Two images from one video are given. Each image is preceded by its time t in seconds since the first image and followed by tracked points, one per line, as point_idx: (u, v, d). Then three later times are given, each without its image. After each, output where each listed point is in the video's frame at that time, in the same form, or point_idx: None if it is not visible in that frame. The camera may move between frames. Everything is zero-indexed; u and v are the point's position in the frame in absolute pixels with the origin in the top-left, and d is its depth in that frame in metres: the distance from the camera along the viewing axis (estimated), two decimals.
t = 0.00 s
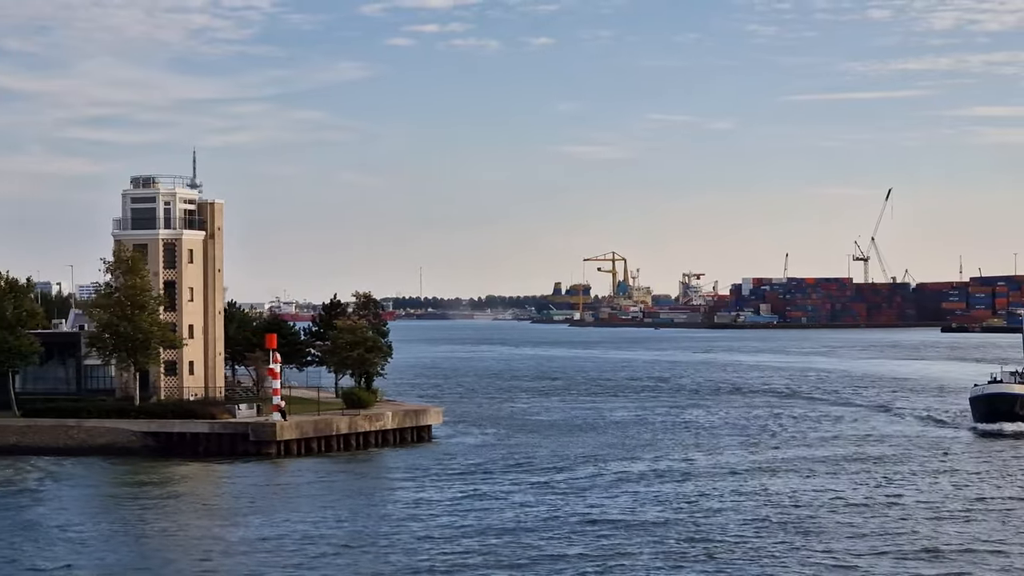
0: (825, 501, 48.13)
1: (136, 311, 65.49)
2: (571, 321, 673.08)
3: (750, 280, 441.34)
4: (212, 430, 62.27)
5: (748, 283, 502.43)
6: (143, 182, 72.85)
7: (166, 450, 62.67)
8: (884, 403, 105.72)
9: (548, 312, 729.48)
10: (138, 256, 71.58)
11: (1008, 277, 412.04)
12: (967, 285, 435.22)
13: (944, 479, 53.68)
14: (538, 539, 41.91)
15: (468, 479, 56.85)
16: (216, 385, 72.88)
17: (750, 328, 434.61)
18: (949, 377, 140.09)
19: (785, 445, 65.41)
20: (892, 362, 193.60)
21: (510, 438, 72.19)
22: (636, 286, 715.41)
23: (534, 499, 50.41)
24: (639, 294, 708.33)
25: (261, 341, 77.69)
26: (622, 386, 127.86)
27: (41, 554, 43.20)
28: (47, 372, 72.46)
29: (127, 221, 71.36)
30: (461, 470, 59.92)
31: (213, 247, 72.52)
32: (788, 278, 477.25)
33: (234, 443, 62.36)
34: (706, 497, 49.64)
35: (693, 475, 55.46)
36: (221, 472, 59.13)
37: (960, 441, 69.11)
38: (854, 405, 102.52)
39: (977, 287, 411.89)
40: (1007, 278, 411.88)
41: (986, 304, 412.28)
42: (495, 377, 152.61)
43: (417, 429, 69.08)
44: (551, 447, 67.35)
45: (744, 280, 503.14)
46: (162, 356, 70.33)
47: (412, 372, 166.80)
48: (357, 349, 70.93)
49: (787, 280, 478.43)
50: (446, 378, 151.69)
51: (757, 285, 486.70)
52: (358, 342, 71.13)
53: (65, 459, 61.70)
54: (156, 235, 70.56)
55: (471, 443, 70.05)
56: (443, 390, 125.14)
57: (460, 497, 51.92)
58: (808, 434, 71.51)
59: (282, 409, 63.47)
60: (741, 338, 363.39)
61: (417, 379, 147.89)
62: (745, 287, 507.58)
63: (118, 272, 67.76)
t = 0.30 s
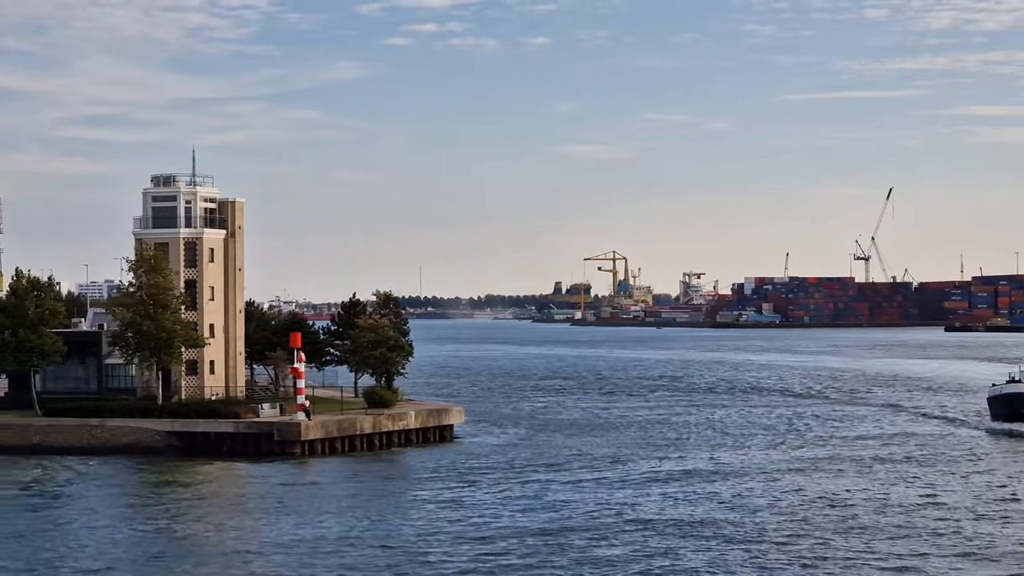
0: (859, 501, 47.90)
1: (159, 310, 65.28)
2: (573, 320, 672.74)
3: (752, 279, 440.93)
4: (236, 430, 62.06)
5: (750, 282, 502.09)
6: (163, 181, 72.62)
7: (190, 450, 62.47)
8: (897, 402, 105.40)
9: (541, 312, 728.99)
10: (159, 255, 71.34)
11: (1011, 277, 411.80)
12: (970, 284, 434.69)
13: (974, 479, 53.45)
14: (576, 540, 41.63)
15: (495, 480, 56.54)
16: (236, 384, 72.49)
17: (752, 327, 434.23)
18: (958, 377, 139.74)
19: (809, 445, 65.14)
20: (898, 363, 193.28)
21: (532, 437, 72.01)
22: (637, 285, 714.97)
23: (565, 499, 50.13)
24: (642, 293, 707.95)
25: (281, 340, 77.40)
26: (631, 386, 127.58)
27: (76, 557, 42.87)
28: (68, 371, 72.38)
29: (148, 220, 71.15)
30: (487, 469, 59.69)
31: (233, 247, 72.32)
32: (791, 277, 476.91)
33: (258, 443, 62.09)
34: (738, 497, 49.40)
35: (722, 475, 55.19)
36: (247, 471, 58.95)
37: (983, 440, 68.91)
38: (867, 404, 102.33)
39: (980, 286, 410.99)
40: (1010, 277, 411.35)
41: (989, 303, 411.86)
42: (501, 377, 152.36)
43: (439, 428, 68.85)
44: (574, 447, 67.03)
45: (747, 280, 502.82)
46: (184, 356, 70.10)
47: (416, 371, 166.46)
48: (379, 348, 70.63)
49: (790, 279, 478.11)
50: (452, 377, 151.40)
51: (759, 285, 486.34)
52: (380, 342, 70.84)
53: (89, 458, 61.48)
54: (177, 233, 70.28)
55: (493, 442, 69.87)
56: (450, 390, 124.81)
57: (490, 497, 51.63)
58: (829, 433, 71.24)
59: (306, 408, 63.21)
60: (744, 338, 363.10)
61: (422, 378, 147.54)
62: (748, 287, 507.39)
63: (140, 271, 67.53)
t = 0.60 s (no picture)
0: (895, 500, 47.54)
1: (182, 307, 64.97)
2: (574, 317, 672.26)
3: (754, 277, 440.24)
4: (260, 428, 61.77)
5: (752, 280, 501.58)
6: (184, 177, 72.30)
7: (213, 448, 62.21)
8: (908, 399, 105.24)
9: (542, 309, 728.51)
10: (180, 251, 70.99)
11: (1014, 274, 411.35)
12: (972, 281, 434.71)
13: (1005, 477, 53.12)
14: (616, 538, 41.19)
15: (522, 477, 56.19)
16: (258, 382, 72.05)
17: (755, 325, 433.63)
18: (964, 374, 139.75)
19: (832, 443, 64.96)
20: (898, 360, 193.26)
21: (553, 435, 71.70)
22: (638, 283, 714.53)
23: (596, 496, 49.74)
24: (643, 291, 707.59)
25: (301, 337, 76.97)
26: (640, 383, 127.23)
27: (110, 556, 42.46)
28: (88, 370, 72.10)
29: (169, 216, 70.84)
30: (514, 467, 59.35)
31: (254, 243, 72.03)
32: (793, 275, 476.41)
33: (283, 441, 61.72)
34: (771, 496, 49.02)
35: (751, 473, 54.84)
36: (273, 469, 58.62)
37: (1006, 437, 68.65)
38: (880, 401, 102.08)
39: (981, 283, 411.10)
40: (1011, 274, 410.66)
41: (991, 301, 411.81)
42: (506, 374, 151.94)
43: (462, 426, 68.61)
44: (596, 444, 66.77)
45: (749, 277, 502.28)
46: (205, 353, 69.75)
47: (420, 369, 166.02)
48: (401, 346, 70.35)
49: (792, 277, 477.62)
50: (457, 374, 150.93)
51: (762, 282, 485.88)
52: (403, 339, 70.52)
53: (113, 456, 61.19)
54: (198, 230, 69.90)
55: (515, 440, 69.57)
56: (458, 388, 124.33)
57: (520, 495, 51.17)
58: (850, 431, 71.09)
59: (330, 406, 62.83)
60: (746, 336, 362.71)
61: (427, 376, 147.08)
62: (749, 284, 506.92)
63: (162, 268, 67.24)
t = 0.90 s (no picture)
0: (931, 498, 47.32)
1: (206, 306, 64.69)
2: (576, 315, 671.98)
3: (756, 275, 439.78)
4: (286, 426, 61.46)
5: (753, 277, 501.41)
6: (205, 174, 71.84)
7: (238, 446, 61.92)
8: (919, 396, 105.27)
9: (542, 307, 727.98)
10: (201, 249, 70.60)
11: (1016, 272, 411.45)
12: (974, 278, 434.91)
13: None
14: (658, 537, 40.92)
15: (551, 475, 55.96)
16: (279, 380, 71.81)
17: (756, 323, 433.48)
18: (970, 371, 139.90)
19: (857, 439, 64.86)
20: (901, 357, 193.30)
21: (575, 433, 71.57)
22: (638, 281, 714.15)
23: (629, 495, 49.48)
24: (644, 289, 707.52)
25: (321, 336, 76.44)
26: (648, 381, 126.98)
27: (148, 557, 42.07)
28: (109, 368, 71.78)
29: (190, 214, 70.58)
30: (541, 465, 59.16)
31: (276, 242, 71.51)
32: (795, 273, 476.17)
33: (309, 440, 61.38)
34: (806, 495, 48.77)
35: (781, 472, 54.57)
36: (300, 467, 58.39)
37: None
38: (891, 398, 102.06)
39: (983, 280, 411.22)
40: (1013, 272, 410.88)
41: (994, 298, 411.87)
42: (510, 372, 151.56)
43: (486, 424, 68.74)
44: (619, 442, 66.57)
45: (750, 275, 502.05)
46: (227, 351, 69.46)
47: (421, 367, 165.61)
48: (425, 344, 70.07)
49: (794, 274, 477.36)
50: (461, 372, 150.51)
51: (763, 280, 485.75)
52: (426, 337, 70.23)
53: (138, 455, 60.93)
54: (220, 228, 69.50)
55: (537, 438, 69.46)
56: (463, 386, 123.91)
57: (552, 493, 50.90)
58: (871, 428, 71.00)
59: (356, 404, 62.45)
60: (748, 333, 362.64)
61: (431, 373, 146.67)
62: (751, 282, 506.70)
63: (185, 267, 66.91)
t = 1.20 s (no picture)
0: (967, 498, 46.99)
1: (227, 304, 64.35)
2: (576, 314, 671.62)
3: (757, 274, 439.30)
4: (309, 425, 61.06)
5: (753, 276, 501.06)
6: (224, 172, 71.54)
7: (261, 446, 61.55)
8: (931, 395, 105.07)
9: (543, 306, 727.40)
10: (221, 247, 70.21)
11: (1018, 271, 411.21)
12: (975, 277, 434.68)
13: None
14: (696, 538, 40.56)
15: (577, 474, 55.63)
16: (299, 379, 71.54)
17: (758, 322, 433.12)
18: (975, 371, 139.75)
19: (880, 438, 64.62)
20: (905, 356, 192.87)
21: (595, 433, 71.28)
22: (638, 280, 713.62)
23: (660, 494, 49.16)
24: (643, 287, 706.79)
25: (338, 335, 75.77)
26: (656, 380, 126.62)
27: (182, 559, 41.66)
28: (128, 368, 71.41)
29: (210, 212, 70.21)
30: (567, 464, 58.83)
31: (295, 240, 71.27)
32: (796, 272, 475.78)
33: (332, 439, 60.99)
34: (839, 495, 48.42)
35: (810, 471, 54.23)
36: (325, 467, 58.05)
37: None
38: (904, 397, 101.80)
39: (984, 280, 410.87)
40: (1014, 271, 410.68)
41: (995, 297, 412.07)
42: (516, 372, 151.19)
43: (507, 424, 68.44)
44: (641, 441, 66.26)
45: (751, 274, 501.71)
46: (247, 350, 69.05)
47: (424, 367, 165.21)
48: (446, 343, 69.71)
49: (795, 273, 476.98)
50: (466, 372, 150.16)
51: (764, 279, 485.46)
52: (447, 337, 69.91)
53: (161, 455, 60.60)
54: (240, 226, 69.14)
55: (558, 438, 69.15)
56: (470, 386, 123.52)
57: (581, 493, 50.52)
58: (891, 426, 70.75)
59: (379, 404, 62.06)
60: (749, 332, 361.77)
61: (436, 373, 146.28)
62: (752, 281, 506.35)
63: (206, 265, 66.59)
